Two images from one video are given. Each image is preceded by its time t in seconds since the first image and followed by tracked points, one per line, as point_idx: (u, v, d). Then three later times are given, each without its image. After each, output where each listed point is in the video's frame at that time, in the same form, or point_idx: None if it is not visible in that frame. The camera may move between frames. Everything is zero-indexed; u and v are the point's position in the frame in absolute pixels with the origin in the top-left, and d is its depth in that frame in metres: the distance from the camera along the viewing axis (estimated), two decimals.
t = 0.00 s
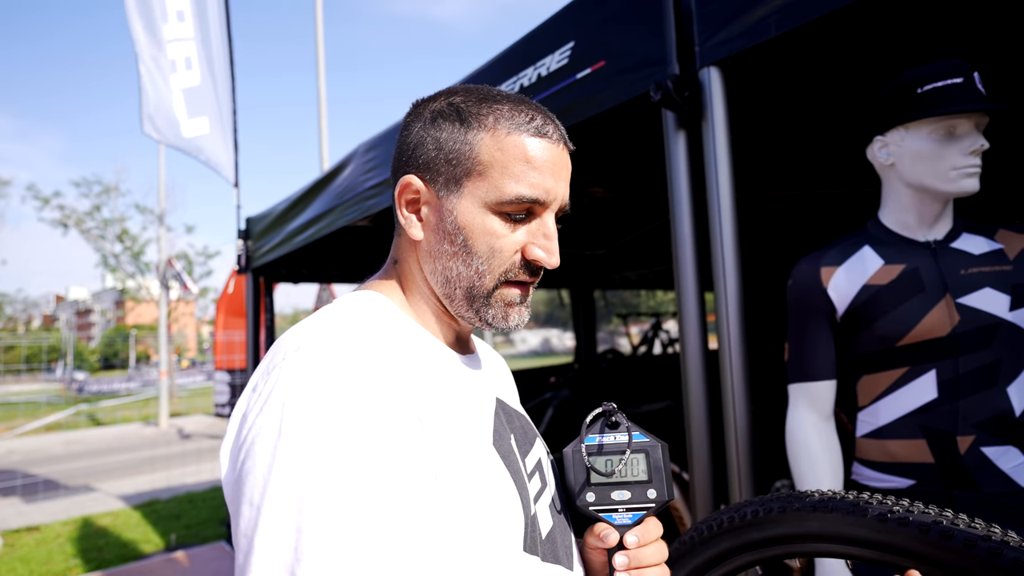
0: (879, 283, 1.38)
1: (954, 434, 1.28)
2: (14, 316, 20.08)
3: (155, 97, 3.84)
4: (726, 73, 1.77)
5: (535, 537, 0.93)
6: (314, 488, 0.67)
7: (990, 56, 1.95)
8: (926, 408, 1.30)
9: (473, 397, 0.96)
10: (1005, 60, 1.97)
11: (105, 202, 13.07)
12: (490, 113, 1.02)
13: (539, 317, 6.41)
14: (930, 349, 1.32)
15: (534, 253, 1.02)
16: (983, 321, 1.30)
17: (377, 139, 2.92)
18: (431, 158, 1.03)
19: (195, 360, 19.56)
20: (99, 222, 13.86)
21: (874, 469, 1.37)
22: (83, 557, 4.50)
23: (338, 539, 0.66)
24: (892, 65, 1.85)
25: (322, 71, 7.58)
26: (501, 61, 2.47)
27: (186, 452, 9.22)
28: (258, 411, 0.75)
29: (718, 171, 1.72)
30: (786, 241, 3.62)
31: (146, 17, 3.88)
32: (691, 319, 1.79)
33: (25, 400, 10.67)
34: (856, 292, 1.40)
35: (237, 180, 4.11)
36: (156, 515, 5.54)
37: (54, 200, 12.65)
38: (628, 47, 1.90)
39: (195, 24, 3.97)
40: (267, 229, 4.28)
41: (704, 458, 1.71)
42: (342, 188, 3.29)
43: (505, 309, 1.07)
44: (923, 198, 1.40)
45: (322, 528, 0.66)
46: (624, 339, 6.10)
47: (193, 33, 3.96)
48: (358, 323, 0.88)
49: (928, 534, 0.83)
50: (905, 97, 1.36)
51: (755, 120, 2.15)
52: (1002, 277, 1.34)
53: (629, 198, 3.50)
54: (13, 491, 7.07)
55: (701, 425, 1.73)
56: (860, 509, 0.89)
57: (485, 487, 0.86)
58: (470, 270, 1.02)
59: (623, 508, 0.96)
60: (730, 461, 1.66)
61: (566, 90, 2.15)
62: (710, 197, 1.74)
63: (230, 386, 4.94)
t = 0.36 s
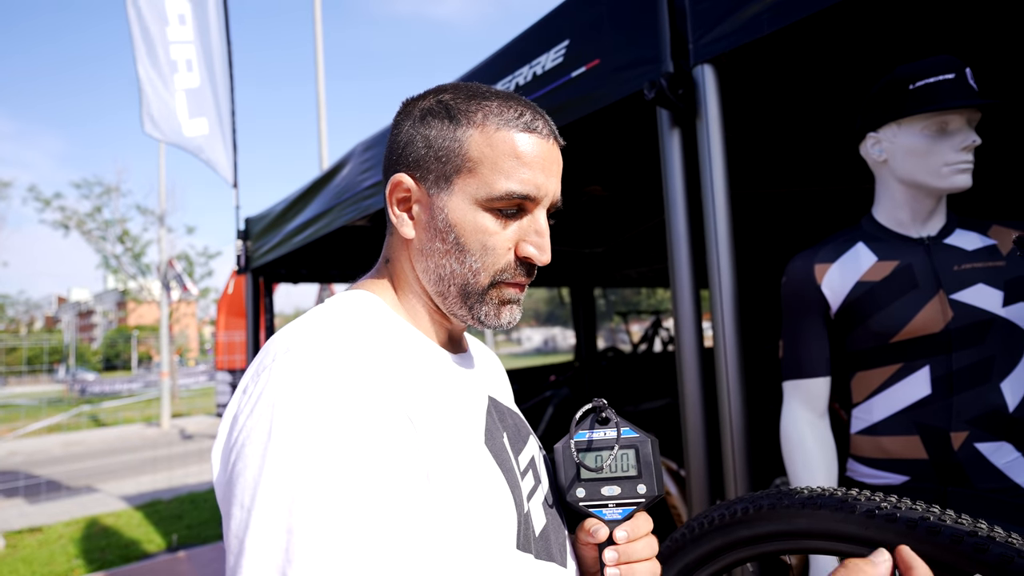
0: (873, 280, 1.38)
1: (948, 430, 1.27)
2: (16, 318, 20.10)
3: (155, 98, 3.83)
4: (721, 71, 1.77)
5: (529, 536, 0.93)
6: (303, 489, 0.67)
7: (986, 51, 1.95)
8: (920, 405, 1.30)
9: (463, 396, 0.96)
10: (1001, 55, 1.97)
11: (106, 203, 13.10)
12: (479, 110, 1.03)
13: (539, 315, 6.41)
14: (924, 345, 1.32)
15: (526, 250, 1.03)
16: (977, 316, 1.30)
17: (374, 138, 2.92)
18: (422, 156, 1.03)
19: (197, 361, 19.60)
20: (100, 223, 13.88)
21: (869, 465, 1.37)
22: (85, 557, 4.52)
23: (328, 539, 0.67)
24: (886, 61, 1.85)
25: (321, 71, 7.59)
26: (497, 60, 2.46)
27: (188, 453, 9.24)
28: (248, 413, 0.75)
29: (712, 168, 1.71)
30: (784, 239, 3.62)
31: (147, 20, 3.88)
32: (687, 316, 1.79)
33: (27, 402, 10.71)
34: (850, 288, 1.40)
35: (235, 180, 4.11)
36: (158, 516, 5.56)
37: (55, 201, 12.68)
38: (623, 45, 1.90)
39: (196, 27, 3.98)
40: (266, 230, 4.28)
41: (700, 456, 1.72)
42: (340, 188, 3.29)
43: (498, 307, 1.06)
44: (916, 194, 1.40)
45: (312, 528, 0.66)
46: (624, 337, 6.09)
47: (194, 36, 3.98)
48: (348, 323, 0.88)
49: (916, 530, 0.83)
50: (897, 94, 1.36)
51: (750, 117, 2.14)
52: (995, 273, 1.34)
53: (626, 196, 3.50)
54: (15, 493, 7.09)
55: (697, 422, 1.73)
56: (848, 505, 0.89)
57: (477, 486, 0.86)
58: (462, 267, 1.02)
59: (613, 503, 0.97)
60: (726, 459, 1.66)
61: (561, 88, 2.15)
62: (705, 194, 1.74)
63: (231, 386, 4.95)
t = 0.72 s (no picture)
0: (869, 281, 1.37)
1: (944, 431, 1.27)
2: (28, 319, 20.36)
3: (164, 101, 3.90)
4: (718, 71, 1.76)
5: (507, 540, 0.93)
6: (276, 484, 0.68)
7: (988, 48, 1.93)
8: (917, 406, 1.30)
9: (448, 397, 0.97)
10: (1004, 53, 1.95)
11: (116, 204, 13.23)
12: (459, 110, 1.04)
13: (544, 316, 6.40)
14: (920, 347, 1.31)
15: (510, 245, 1.02)
16: (974, 317, 1.29)
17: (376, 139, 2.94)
18: (406, 159, 1.05)
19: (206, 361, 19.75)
20: (109, 224, 14.01)
21: (865, 467, 1.37)
22: (94, 555, 4.56)
23: (301, 535, 0.67)
24: (886, 60, 1.84)
25: (327, 73, 7.64)
26: (496, 61, 2.47)
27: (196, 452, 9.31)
28: (230, 411, 0.76)
29: (709, 169, 1.71)
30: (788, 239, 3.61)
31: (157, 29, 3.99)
32: (685, 317, 1.78)
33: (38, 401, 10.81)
34: (846, 289, 1.39)
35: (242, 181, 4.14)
36: (166, 514, 5.60)
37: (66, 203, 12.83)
38: (620, 46, 1.90)
39: (200, 33, 4.02)
40: (271, 231, 4.32)
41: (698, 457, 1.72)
42: (343, 190, 3.31)
43: (484, 304, 1.06)
44: (913, 194, 1.39)
45: (282, 519, 0.67)
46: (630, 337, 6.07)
47: (198, 41, 4.01)
48: (331, 323, 0.89)
49: (900, 532, 0.83)
50: (893, 94, 1.35)
51: (750, 117, 2.14)
52: (992, 274, 1.33)
53: (629, 196, 3.49)
54: (26, 491, 7.17)
55: (694, 424, 1.73)
56: (833, 507, 0.89)
57: (455, 489, 0.86)
58: (447, 265, 1.02)
59: (601, 516, 0.99)
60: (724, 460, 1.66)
61: (559, 89, 2.15)
62: (702, 196, 1.74)
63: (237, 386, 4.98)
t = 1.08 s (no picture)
0: (880, 285, 1.35)
1: (957, 440, 1.24)
2: (60, 320, 20.94)
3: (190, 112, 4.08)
4: (727, 73, 1.75)
5: (478, 546, 0.95)
6: (222, 485, 0.76)
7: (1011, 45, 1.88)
8: (928, 413, 1.27)
9: (416, 400, 1.01)
10: None
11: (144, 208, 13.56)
12: (387, 113, 1.13)
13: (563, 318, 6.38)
14: (932, 352, 1.28)
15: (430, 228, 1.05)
16: (988, 323, 1.26)
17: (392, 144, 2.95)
18: (356, 169, 1.16)
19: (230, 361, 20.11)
20: (138, 228, 14.36)
21: (874, 475, 1.34)
22: (120, 551, 4.67)
23: (239, 532, 0.74)
24: (901, 59, 1.80)
25: (346, 77, 7.71)
26: (508, 65, 2.48)
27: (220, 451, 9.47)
28: (202, 412, 0.83)
29: (719, 170, 1.69)
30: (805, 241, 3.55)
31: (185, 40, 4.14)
32: (694, 321, 1.77)
33: (70, 400, 11.10)
34: (856, 293, 1.37)
35: (263, 184, 4.21)
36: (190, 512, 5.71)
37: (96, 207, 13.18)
38: (630, 49, 1.90)
39: (222, 42, 4.09)
40: (290, 234, 4.39)
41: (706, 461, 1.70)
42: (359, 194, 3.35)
43: (418, 295, 1.06)
44: (924, 197, 1.36)
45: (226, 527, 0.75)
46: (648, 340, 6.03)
47: (220, 50, 4.09)
48: (291, 331, 0.95)
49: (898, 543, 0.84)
50: (904, 95, 1.33)
51: (763, 117, 2.11)
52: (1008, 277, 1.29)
53: (643, 198, 3.47)
54: (57, 487, 7.37)
55: (702, 427, 1.72)
56: (828, 516, 0.88)
57: (409, 490, 0.90)
58: (379, 258, 1.08)
59: (597, 516, 1.01)
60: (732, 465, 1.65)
61: (570, 92, 2.15)
62: (711, 197, 1.72)
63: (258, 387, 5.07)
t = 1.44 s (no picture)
0: (922, 291, 1.30)
1: (1005, 453, 1.19)
2: (119, 319, 22.04)
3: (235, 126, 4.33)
4: (762, 74, 1.71)
5: (483, 554, 0.97)
6: (218, 496, 0.80)
7: None
8: (974, 425, 1.22)
9: (425, 413, 1.02)
10: None
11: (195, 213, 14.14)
12: (377, 120, 1.15)
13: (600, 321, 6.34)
14: (979, 362, 1.23)
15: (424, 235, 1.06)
16: None
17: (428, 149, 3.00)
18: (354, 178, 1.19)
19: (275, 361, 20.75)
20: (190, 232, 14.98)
21: (917, 488, 1.29)
22: (170, 541, 4.88)
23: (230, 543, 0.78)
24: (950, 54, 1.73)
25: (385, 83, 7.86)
26: (541, 69, 2.49)
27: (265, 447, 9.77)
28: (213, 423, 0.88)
29: (754, 174, 1.66)
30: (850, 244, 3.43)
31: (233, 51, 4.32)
32: (727, 327, 1.73)
33: (126, 396, 11.66)
34: (896, 300, 1.32)
35: (302, 193, 4.38)
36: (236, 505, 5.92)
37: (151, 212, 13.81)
38: (662, 52, 1.88)
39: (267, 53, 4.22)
40: (331, 237, 4.51)
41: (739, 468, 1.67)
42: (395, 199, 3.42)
43: (419, 302, 1.08)
44: (970, 199, 1.31)
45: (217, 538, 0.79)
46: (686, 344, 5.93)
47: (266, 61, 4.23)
48: (304, 340, 0.99)
49: (927, 559, 0.78)
50: (947, 93, 1.28)
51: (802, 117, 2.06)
52: None
53: (679, 201, 3.43)
54: (114, 478, 7.75)
55: (735, 435, 1.69)
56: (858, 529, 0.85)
57: (415, 502, 0.93)
58: (381, 268, 1.11)
59: (607, 528, 1.01)
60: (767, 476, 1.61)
61: (602, 96, 2.14)
62: (744, 200, 1.69)
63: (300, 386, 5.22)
